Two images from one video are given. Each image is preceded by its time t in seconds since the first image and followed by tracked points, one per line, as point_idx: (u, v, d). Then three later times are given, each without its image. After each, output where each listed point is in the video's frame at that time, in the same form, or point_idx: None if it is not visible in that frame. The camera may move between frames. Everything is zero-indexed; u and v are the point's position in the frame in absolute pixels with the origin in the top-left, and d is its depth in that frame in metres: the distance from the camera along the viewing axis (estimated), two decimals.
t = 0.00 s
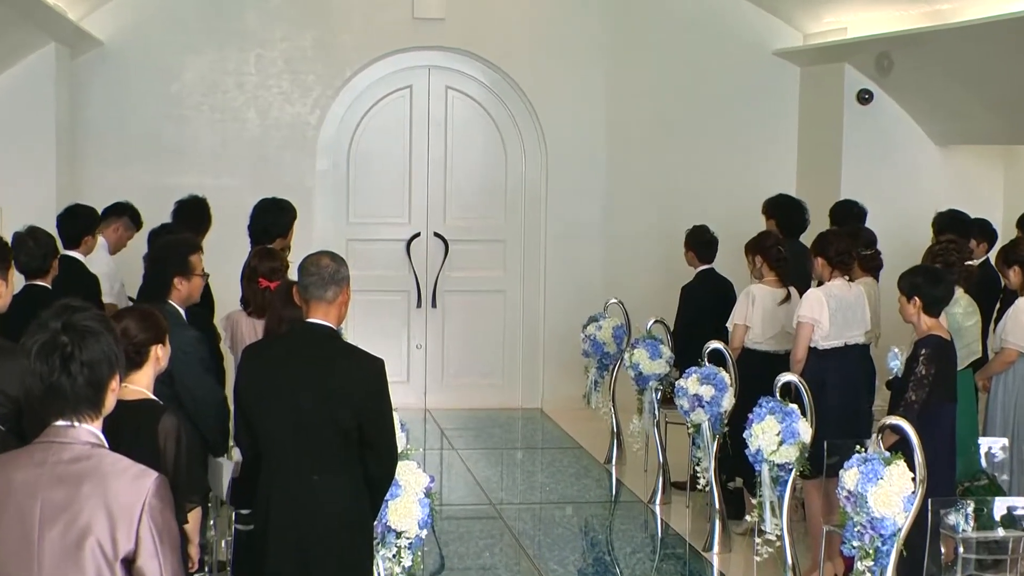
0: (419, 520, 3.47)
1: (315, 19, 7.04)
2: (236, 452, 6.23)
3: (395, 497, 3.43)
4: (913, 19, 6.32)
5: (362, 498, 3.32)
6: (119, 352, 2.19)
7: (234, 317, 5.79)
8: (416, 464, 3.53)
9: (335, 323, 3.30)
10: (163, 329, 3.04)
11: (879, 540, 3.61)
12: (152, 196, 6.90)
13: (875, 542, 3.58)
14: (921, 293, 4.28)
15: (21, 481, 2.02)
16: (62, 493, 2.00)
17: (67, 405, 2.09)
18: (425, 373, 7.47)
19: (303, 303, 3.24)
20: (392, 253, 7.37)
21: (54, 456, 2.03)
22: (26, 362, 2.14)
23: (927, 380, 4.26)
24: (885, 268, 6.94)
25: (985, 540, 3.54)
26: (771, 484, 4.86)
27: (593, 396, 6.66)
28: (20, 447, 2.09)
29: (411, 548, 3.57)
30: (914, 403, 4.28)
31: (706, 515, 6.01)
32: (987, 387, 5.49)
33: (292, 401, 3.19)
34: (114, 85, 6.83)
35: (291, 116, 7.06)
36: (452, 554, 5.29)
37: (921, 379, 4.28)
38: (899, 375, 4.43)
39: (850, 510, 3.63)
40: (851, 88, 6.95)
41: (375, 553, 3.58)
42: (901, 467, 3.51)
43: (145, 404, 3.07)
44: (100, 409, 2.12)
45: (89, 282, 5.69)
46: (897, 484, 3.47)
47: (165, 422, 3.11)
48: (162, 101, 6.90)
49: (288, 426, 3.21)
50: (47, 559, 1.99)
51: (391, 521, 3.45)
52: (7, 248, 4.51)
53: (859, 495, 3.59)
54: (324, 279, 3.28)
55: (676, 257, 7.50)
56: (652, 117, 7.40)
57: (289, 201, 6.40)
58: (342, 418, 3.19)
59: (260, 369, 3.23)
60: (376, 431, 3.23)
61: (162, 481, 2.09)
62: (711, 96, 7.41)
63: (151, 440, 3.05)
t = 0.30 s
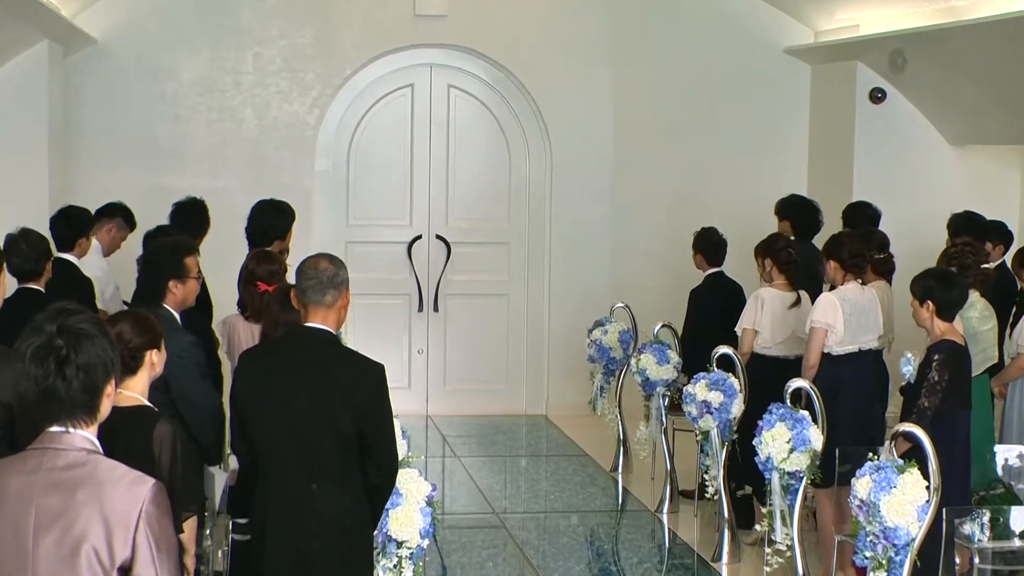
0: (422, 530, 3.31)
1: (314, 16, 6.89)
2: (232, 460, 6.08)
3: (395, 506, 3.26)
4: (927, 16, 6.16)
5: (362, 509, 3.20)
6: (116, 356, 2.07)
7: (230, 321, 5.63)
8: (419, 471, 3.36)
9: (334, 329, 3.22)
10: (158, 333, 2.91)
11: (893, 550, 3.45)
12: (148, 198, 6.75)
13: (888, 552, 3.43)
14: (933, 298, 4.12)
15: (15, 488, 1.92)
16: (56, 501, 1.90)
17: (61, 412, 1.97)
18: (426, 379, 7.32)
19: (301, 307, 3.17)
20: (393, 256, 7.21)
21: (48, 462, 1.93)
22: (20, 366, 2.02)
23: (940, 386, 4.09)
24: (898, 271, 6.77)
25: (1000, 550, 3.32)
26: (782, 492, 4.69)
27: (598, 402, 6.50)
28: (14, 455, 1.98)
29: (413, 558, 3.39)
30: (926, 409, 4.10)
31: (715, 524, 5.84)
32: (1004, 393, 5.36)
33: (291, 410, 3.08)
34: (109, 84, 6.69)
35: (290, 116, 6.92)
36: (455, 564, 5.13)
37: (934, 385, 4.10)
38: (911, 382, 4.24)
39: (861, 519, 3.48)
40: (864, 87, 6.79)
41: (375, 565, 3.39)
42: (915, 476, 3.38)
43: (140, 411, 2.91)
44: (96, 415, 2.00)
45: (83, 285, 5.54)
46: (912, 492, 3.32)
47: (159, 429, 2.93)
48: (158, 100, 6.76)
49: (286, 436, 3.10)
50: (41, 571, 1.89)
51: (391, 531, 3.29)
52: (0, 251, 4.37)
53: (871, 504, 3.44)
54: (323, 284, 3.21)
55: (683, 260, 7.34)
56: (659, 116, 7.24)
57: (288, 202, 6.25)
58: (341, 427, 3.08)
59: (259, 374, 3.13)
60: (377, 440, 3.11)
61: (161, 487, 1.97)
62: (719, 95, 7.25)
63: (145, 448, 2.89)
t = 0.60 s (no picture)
0: (423, 541, 3.29)
1: (312, 13, 6.74)
2: (229, 468, 5.91)
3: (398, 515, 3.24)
4: (941, 12, 5.99)
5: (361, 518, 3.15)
6: (112, 361, 2.07)
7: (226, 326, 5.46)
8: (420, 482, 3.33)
9: (334, 333, 3.18)
10: (152, 339, 2.76)
11: (908, 563, 3.30)
12: (142, 200, 6.59)
13: (904, 565, 3.27)
14: (946, 303, 3.92)
15: (11, 495, 1.90)
16: (52, 508, 1.88)
17: (57, 418, 1.97)
18: (427, 386, 7.15)
19: (300, 311, 3.13)
20: (394, 260, 7.05)
21: (44, 469, 1.91)
22: (15, 373, 2.02)
23: (956, 395, 3.91)
24: (912, 274, 6.59)
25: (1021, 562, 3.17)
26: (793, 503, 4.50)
27: (604, 410, 6.33)
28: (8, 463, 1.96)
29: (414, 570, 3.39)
30: (942, 418, 3.92)
31: (725, 535, 5.66)
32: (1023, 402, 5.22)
33: (290, 415, 3.03)
34: (102, 83, 6.54)
35: (288, 115, 6.76)
36: None
37: (949, 393, 3.92)
38: (924, 388, 4.06)
39: (876, 530, 3.33)
40: (877, 86, 6.62)
41: None
42: (931, 484, 3.23)
43: (134, 418, 2.76)
44: (92, 421, 2.00)
45: (75, 290, 5.38)
46: (928, 503, 3.18)
47: (154, 436, 2.76)
48: (152, 99, 6.61)
49: (285, 442, 3.05)
50: None
51: (392, 542, 3.25)
52: None
53: (886, 514, 3.29)
54: (322, 288, 3.16)
55: (691, 264, 7.16)
56: (666, 116, 7.08)
57: (287, 205, 6.09)
58: (342, 433, 3.04)
59: (257, 379, 3.07)
60: (378, 447, 3.08)
61: (157, 495, 1.95)
62: (728, 94, 7.07)
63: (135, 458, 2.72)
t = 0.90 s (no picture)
0: (427, 552, 3.23)
1: (313, 11, 6.59)
2: (227, 478, 5.75)
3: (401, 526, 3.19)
4: (959, 10, 5.82)
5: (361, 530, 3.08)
6: (114, 365, 1.96)
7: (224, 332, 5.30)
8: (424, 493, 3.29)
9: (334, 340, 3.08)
10: (149, 346, 2.71)
11: None
12: (139, 202, 6.45)
13: None
14: (968, 306, 3.75)
15: (10, 507, 1.80)
16: (54, 519, 1.79)
17: (58, 425, 1.86)
18: (431, 394, 6.99)
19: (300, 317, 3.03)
20: (397, 263, 6.90)
21: (45, 478, 1.81)
22: (10, 379, 1.90)
23: (977, 401, 3.71)
24: (929, 278, 6.42)
25: None
26: (807, 514, 4.32)
27: (613, 418, 6.16)
28: (6, 472, 1.86)
29: None
30: (963, 425, 3.72)
31: (737, 547, 5.48)
32: None
33: (291, 427, 2.95)
34: (98, 82, 6.39)
35: (288, 115, 6.61)
36: None
37: (970, 399, 3.72)
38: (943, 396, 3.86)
39: (892, 542, 3.21)
40: (892, 85, 6.45)
41: None
42: (948, 494, 3.10)
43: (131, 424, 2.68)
44: (94, 429, 1.89)
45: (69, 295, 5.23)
46: (944, 512, 3.06)
47: (151, 444, 2.65)
48: (150, 99, 6.46)
49: (286, 454, 2.97)
50: None
51: (396, 552, 3.20)
52: None
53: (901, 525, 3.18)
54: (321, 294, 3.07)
55: (702, 268, 6.99)
56: (675, 116, 6.92)
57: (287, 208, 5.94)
58: (345, 444, 2.96)
59: (257, 390, 2.99)
60: (382, 459, 3.01)
61: (161, 504, 1.85)
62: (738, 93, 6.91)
63: (130, 466, 2.61)
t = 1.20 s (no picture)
0: (435, 564, 3.09)
1: (318, 8, 6.45)
2: (230, 487, 5.60)
3: (409, 538, 3.05)
4: (983, 8, 5.67)
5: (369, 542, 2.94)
6: (123, 373, 1.96)
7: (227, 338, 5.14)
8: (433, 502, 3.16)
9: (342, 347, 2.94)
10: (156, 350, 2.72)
11: None
12: (140, 205, 6.31)
13: None
14: (990, 311, 3.57)
15: (15, 516, 1.79)
16: (61, 529, 1.77)
17: (68, 434, 1.86)
18: (440, 401, 6.84)
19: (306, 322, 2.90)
20: (404, 267, 6.75)
21: (52, 488, 1.80)
22: (20, 386, 1.90)
23: (1000, 409, 3.52)
24: (950, 282, 6.25)
25: None
26: (826, 525, 4.10)
27: (626, 426, 6.00)
28: (12, 480, 1.85)
29: None
30: (986, 434, 3.55)
31: (755, 559, 5.30)
32: None
33: (293, 435, 2.80)
34: (98, 82, 6.25)
35: (293, 115, 6.46)
36: None
37: (993, 408, 3.54)
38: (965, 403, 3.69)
39: (913, 554, 3.06)
40: (913, 84, 6.29)
41: None
42: (971, 505, 2.95)
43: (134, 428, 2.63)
44: (103, 437, 1.90)
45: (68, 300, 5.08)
46: (966, 525, 2.90)
47: (154, 452, 2.61)
48: (151, 99, 6.32)
49: (289, 464, 2.82)
50: None
51: (403, 565, 3.07)
52: None
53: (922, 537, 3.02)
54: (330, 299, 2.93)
55: (717, 273, 6.83)
56: (689, 116, 6.76)
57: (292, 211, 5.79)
58: (349, 453, 2.82)
59: (258, 397, 2.85)
60: (389, 467, 2.86)
61: (171, 514, 1.84)
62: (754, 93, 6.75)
63: (132, 474, 2.57)
